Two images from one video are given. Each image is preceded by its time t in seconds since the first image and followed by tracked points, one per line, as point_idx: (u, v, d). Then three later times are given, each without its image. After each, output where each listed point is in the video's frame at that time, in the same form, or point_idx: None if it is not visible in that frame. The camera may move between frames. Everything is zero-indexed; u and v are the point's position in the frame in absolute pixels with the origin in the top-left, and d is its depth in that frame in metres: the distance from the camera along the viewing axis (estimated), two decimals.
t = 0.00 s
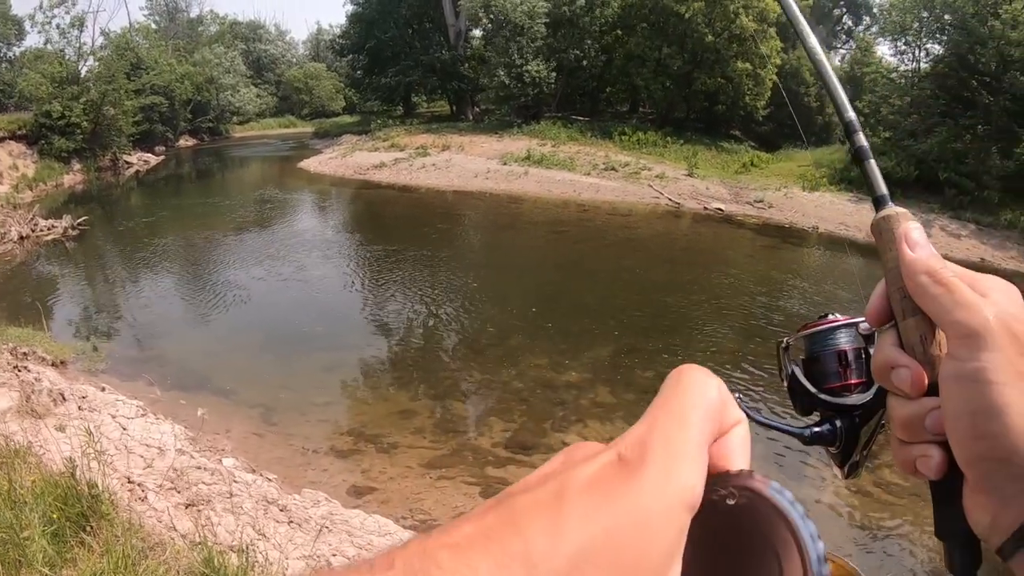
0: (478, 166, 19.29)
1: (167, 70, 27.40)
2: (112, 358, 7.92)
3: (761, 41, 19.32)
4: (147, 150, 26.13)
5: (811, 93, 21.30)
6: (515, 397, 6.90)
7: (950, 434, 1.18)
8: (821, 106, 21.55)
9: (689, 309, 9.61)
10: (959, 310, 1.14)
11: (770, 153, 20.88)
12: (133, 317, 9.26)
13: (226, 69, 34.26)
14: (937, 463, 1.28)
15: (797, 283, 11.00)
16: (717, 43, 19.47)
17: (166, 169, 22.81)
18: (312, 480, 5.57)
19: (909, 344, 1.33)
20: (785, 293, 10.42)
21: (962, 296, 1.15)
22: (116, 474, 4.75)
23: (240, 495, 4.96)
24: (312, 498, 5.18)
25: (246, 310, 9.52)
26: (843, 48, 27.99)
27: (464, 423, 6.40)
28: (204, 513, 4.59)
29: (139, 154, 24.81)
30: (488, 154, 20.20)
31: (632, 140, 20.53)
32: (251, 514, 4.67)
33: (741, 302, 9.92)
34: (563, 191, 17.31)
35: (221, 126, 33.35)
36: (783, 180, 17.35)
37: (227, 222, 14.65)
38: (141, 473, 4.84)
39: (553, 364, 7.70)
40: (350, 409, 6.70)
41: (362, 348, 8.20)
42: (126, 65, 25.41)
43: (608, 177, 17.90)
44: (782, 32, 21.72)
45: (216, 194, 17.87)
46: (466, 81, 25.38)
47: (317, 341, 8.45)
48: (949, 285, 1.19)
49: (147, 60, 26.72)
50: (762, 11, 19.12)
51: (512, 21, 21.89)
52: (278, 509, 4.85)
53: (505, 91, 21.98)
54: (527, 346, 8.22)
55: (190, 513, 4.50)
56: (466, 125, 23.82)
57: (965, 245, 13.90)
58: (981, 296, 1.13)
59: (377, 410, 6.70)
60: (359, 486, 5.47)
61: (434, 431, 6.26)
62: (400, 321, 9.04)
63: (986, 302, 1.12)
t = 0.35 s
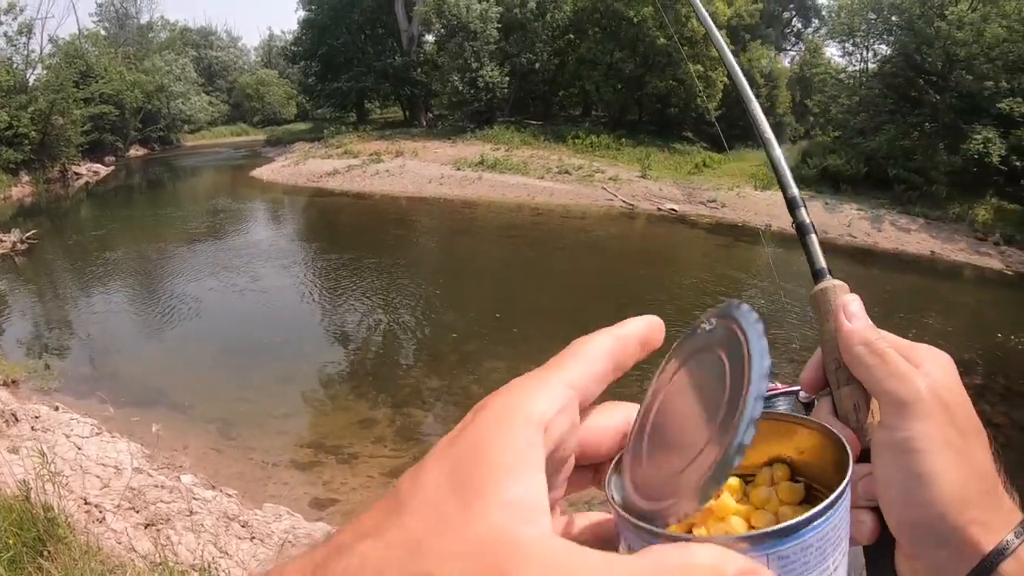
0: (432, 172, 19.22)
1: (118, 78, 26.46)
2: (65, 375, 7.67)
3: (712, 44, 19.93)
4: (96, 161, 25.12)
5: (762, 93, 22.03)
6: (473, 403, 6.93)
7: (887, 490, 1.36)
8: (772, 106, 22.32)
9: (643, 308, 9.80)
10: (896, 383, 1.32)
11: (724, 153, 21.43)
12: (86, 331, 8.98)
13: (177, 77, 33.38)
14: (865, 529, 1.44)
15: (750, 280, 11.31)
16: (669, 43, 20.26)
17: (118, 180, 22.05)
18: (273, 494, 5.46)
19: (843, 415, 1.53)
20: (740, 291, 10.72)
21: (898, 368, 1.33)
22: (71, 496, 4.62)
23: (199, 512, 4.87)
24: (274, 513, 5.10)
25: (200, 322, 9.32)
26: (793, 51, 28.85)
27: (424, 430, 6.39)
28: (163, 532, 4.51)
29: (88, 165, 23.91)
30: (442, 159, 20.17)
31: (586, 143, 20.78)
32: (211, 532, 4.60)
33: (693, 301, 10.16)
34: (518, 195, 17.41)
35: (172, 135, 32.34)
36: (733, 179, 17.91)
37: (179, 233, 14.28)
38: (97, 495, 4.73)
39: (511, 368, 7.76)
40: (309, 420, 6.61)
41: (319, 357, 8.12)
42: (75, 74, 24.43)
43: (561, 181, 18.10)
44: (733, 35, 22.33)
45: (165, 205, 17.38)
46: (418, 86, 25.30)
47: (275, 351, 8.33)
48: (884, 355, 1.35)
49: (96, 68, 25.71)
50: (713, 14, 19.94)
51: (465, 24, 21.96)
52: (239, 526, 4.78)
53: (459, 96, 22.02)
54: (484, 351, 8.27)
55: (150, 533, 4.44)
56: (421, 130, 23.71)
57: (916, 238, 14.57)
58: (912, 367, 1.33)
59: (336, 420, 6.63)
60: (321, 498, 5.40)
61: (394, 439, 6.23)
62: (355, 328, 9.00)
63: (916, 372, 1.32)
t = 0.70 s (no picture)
0: (380, 171, 19.02)
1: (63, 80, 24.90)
2: (8, 391, 7.34)
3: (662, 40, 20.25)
4: (39, 168, 23.43)
5: (709, 89, 22.82)
6: (426, 403, 6.92)
7: (763, 567, 1.37)
8: (719, 101, 23.13)
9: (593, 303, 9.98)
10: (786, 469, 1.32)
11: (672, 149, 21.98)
12: (27, 343, 8.60)
13: (118, 77, 32.11)
14: None
15: (699, 273, 11.60)
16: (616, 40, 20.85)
17: (61, 187, 21.06)
18: (223, 504, 5.33)
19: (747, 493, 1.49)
20: (689, 284, 11.03)
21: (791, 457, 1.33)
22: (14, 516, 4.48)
23: (147, 526, 4.73)
24: (224, 524, 4.98)
25: (144, 330, 9.01)
26: (737, 49, 29.72)
27: (376, 433, 6.34)
28: (110, 549, 4.38)
29: (32, 172, 22.49)
30: (390, 159, 19.99)
31: (536, 141, 20.92)
32: (160, 546, 4.48)
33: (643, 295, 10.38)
34: (468, 193, 17.44)
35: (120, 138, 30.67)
36: (680, 174, 18.36)
37: (122, 239, 13.79)
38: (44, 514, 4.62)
39: (462, 368, 7.78)
40: (259, 426, 6.48)
41: (268, 363, 7.96)
42: (15, 75, 22.86)
43: (510, 178, 18.19)
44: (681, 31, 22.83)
45: (106, 210, 16.75)
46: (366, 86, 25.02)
47: (223, 359, 8.13)
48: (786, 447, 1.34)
49: (38, 70, 24.12)
50: (660, 11, 20.65)
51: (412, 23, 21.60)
52: (189, 538, 4.66)
53: (406, 95, 21.63)
54: (434, 351, 8.26)
55: (97, 550, 4.31)
56: (369, 130, 23.45)
57: (864, 228, 15.29)
58: (810, 470, 1.34)
59: (287, 425, 6.51)
60: (273, 506, 5.26)
61: (346, 442, 6.16)
62: (306, 332, 8.86)
63: (811, 475, 1.34)
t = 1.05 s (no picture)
0: (347, 176, 18.87)
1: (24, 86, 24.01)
2: None
3: (624, 41, 21.15)
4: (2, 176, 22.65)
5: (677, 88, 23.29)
6: (397, 408, 6.88)
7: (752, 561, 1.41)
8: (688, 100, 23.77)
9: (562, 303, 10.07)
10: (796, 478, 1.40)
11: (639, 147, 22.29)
12: None
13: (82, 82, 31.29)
14: None
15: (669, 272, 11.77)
16: (581, 41, 21.18)
17: (23, 196, 20.34)
18: (193, 518, 5.22)
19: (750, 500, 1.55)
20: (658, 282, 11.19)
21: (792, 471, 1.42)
22: None
23: (114, 543, 4.62)
24: (192, 538, 4.88)
25: (115, 341, 8.85)
26: (702, 49, 30.20)
27: (347, 440, 6.27)
28: (75, 568, 4.26)
29: None
30: (357, 163, 19.83)
31: (503, 142, 20.96)
32: (127, 563, 4.37)
33: (614, 294, 10.50)
34: (435, 195, 17.39)
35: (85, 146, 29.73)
36: (647, 172, 18.60)
37: (88, 248, 13.49)
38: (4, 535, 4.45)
39: (432, 372, 7.76)
40: (230, 436, 6.38)
41: (241, 370, 7.87)
42: None
43: (476, 180, 18.20)
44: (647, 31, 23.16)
45: (72, 219, 16.39)
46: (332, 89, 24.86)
47: (196, 367, 8.01)
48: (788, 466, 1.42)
49: None
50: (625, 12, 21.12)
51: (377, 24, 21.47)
52: (156, 554, 4.56)
53: (372, 97, 21.49)
54: (403, 355, 8.23)
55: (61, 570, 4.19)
56: (334, 133, 23.23)
57: (832, 222, 15.66)
58: (808, 486, 1.42)
59: (257, 435, 6.42)
60: (244, 518, 5.17)
61: (316, 450, 6.08)
62: (278, 339, 8.76)
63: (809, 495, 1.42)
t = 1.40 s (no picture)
0: (320, 180, 18.70)
1: None
2: None
3: (596, 41, 21.36)
4: None
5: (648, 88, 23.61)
6: (374, 414, 6.81)
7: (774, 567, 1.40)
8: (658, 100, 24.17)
9: (537, 304, 10.11)
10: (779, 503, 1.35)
11: (611, 147, 22.50)
12: None
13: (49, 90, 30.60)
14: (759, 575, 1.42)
15: (645, 271, 11.86)
16: (552, 42, 21.28)
17: None
18: (171, 532, 5.09)
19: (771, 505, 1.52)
20: (634, 281, 11.31)
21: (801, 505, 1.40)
22: None
23: (90, 561, 4.49)
24: (170, 552, 4.76)
25: (87, 354, 8.66)
26: (673, 48, 30.53)
27: (325, 447, 6.18)
28: None
29: None
30: (329, 167, 19.66)
31: (475, 144, 20.98)
32: None
33: (590, 295, 10.55)
34: (408, 199, 17.33)
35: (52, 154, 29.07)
36: (620, 172, 18.77)
37: (58, 259, 13.18)
38: None
39: (408, 376, 7.71)
40: (208, 447, 6.25)
41: (218, 380, 7.74)
42: None
43: (450, 182, 18.19)
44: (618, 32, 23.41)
45: (42, 229, 16.01)
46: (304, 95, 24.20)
47: (171, 378, 7.86)
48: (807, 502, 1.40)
49: None
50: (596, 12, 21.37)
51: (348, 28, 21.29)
52: (134, 570, 4.44)
53: (347, 100, 21.25)
54: (378, 361, 8.17)
55: None
56: (306, 138, 23.02)
57: (805, 218, 15.92)
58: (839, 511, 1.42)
59: (234, 445, 6.30)
60: (223, 529, 5.06)
61: (294, 459, 5.98)
62: (254, 348, 8.65)
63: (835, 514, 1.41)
